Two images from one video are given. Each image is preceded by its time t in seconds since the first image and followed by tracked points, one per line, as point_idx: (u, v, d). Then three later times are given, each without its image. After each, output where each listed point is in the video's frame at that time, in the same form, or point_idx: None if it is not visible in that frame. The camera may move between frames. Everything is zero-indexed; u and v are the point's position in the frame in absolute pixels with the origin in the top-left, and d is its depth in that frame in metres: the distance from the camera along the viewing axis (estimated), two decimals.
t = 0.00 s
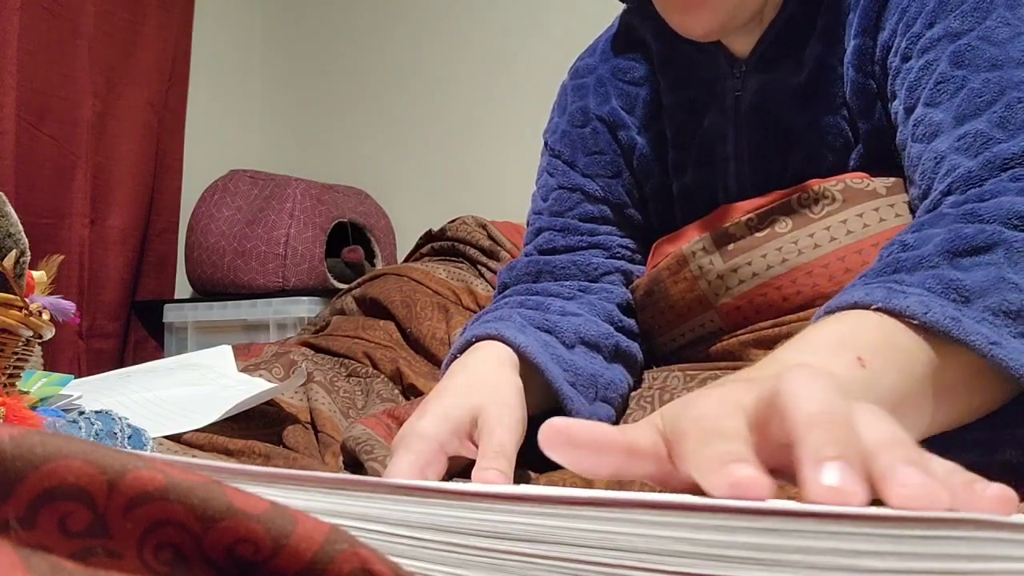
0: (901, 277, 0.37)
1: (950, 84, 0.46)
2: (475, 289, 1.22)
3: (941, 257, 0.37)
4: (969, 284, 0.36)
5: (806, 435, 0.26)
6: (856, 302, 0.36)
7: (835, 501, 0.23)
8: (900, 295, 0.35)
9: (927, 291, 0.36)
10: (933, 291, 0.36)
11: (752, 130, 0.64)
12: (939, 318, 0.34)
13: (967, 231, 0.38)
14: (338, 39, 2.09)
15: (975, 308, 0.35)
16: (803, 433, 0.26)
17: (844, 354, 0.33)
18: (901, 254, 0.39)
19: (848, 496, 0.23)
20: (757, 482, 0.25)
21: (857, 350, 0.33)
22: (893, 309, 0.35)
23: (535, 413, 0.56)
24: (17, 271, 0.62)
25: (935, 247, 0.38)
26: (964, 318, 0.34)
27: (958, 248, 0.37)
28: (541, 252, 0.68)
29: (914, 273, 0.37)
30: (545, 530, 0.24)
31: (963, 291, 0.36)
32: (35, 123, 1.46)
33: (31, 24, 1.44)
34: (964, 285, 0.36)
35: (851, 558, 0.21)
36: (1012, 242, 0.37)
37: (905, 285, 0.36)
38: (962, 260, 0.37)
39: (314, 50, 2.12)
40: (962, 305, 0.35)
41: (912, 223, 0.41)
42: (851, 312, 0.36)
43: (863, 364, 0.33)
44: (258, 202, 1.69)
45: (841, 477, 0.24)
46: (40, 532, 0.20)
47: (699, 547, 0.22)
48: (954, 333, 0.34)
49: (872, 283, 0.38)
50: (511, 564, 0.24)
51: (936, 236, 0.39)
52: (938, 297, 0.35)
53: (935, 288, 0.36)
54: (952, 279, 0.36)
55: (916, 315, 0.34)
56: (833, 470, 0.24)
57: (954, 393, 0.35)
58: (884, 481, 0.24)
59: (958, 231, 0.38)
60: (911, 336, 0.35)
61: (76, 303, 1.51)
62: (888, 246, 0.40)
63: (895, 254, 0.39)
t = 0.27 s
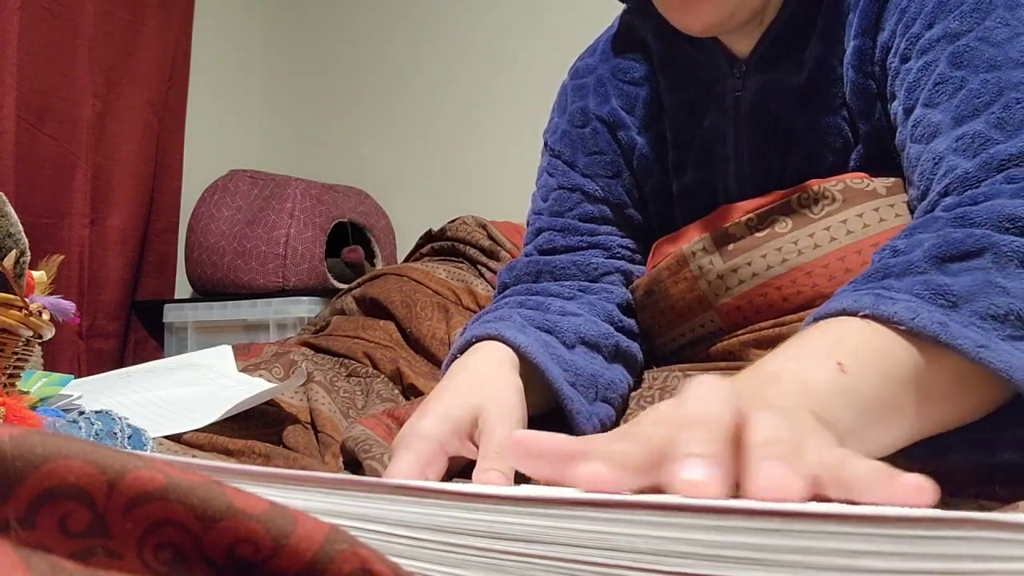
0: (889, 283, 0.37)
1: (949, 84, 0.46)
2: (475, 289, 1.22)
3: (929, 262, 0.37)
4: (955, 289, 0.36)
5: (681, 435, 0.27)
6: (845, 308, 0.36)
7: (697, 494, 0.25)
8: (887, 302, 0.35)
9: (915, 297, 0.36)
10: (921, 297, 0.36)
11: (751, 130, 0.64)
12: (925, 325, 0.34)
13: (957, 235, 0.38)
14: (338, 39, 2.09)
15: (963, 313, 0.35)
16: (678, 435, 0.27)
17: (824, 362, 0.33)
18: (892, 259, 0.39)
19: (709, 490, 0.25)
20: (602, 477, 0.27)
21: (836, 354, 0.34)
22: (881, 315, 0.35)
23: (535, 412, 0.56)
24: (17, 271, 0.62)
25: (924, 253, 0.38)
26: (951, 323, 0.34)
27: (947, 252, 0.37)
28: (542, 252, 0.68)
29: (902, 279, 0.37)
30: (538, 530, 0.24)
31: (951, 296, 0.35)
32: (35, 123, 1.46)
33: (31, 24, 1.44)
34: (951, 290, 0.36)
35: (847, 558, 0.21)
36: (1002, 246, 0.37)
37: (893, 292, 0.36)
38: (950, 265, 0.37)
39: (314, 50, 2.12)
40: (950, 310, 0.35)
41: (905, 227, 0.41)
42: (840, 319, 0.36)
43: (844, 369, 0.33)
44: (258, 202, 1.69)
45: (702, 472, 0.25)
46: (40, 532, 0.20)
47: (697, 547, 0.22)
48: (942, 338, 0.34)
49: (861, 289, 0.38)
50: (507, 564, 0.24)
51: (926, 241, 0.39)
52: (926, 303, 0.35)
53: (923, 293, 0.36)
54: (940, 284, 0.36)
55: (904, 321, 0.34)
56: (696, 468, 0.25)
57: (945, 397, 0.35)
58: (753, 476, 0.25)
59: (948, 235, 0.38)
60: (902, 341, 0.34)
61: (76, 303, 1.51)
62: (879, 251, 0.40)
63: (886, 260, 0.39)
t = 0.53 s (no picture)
0: (884, 282, 0.37)
1: (950, 85, 0.46)
2: (475, 289, 1.22)
3: (924, 262, 0.37)
4: (949, 287, 0.35)
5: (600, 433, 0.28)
6: (839, 307, 0.36)
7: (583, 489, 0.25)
8: (882, 300, 0.35)
9: (909, 295, 0.36)
10: (915, 295, 0.35)
11: (751, 130, 0.64)
12: (919, 323, 0.34)
13: (952, 234, 0.38)
14: (338, 39, 2.09)
15: (957, 311, 0.35)
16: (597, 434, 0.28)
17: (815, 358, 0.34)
18: (888, 258, 0.39)
19: (593, 486, 0.25)
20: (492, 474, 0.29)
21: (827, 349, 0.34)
22: (876, 314, 0.35)
23: (535, 412, 0.56)
24: (17, 271, 0.62)
25: (920, 252, 0.38)
26: (945, 322, 0.34)
27: (943, 252, 0.37)
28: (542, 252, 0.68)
29: (897, 278, 0.37)
30: (539, 530, 0.24)
31: (944, 295, 0.35)
32: (35, 123, 1.46)
33: (31, 24, 1.44)
34: (945, 287, 0.35)
35: (849, 557, 0.21)
36: (997, 245, 0.37)
37: (888, 290, 0.36)
38: (946, 265, 0.37)
39: (315, 50, 2.12)
40: (944, 308, 0.35)
41: (903, 227, 0.41)
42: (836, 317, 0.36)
43: (836, 365, 0.33)
44: (258, 202, 1.69)
45: (593, 469, 0.26)
46: (40, 532, 0.20)
47: (697, 546, 0.22)
48: (937, 336, 0.34)
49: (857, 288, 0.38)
50: (507, 564, 0.24)
51: (922, 240, 0.39)
52: (921, 301, 0.35)
53: (917, 292, 0.36)
54: (934, 283, 0.36)
55: (898, 319, 0.34)
56: (590, 463, 0.26)
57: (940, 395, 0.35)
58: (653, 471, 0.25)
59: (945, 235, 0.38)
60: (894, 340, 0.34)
61: (76, 303, 1.51)
62: (875, 250, 0.40)
63: (883, 259, 0.39)
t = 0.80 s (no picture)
0: (889, 278, 0.37)
1: (950, 85, 0.46)
2: (474, 289, 1.22)
3: (931, 257, 0.37)
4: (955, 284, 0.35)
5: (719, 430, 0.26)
6: (842, 303, 0.36)
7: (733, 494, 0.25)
8: (885, 296, 0.35)
9: (913, 292, 0.35)
10: (920, 292, 0.35)
11: (751, 130, 0.64)
12: (925, 318, 0.34)
13: (955, 232, 0.38)
14: (337, 39, 2.09)
15: (962, 308, 0.35)
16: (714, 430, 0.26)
17: (824, 354, 0.33)
18: (892, 255, 0.39)
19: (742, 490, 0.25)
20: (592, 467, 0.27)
21: (835, 346, 0.33)
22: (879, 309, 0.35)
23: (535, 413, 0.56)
24: (17, 271, 0.62)
25: (926, 249, 0.38)
26: (950, 318, 0.34)
27: (946, 249, 0.37)
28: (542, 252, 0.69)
29: (902, 275, 0.37)
30: (544, 531, 0.24)
31: (949, 292, 0.35)
32: (35, 123, 1.46)
33: (31, 25, 1.44)
34: (951, 284, 0.35)
35: (853, 556, 0.21)
36: (1001, 242, 0.37)
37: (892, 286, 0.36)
38: (950, 261, 0.37)
39: (314, 50, 2.12)
40: (948, 305, 0.35)
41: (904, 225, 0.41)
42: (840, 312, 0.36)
43: (844, 361, 0.32)
44: (258, 202, 1.69)
45: (738, 471, 0.25)
46: (40, 532, 0.20)
47: (701, 546, 0.22)
48: (941, 333, 0.34)
49: (861, 284, 0.37)
50: (510, 564, 0.24)
51: (927, 238, 0.39)
52: (925, 297, 0.35)
53: (921, 288, 0.36)
54: (939, 280, 0.36)
55: (903, 315, 0.34)
56: (735, 465, 0.25)
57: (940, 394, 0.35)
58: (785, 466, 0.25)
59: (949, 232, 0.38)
60: (899, 336, 0.34)
61: (76, 303, 1.51)
62: (880, 248, 0.40)
63: (886, 256, 0.39)
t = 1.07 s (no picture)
0: (913, 266, 0.37)
1: (952, 84, 0.46)
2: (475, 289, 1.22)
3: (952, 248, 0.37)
4: (981, 274, 0.36)
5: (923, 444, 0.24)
6: (868, 288, 0.36)
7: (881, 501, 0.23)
8: (912, 282, 0.35)
9: (939, 280, 0.36)
10: (946, 280, 0.36)
11: (752, 129, 0.64)
12: (952, 307, 0.34)
13: (978, 223, 0.38)
14: (337, 39, 2.09)
15: (988, 298, 0.35)
16: (916, 445, 0.24)
17: (862, 340, 0.33)
18: (910, 245, 0.39)
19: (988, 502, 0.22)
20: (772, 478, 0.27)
21: (872, 332, 0.34)
22: (905, 295, 0.35)
23: (534, 412, 0.56)
24: (17, 271, 0.62)
25: (948, 238, 0.38)
26: (976, 308, 0.34)
27: (969, 239, 0.37)
28: (542, 252, 0.69)
29: (924, 264, 0.37)
30: (547, 531, 0.24)
31: (975, 282, 0.36)
32: (35, 123, 1.46)
33: (31, 25, 1.44)
34: (977, 274, 0.36)
35: (854, 557, 0.21)
36: None
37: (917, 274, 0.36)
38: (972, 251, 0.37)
39: (314, 50, 2.12)
40: (974, 295, 0.35)
41: (914, 221, 0.41)
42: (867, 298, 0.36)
43: (883, 350, 0.33)
44: (258, 202, 1.69)
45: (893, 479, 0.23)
46: (40, 531, 0.20)
47: (702, 547, 0.22)
48: (967, 321, 0.34)
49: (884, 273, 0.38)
50: (512, 564, 0.24)
51: (947, 228, 0.39)
52: (952, 286, 0.35)
53: (948, 276, 0.36)
54: (965, 269, 0.36)
55: (929, 302, 0.34)
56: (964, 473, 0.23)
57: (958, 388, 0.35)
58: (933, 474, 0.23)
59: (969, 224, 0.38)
60: (927, 322, 0.34)
61: (76, 303, 1.51)
62: (896, 239, 0.40)
63: (905, 246, 0.39)
